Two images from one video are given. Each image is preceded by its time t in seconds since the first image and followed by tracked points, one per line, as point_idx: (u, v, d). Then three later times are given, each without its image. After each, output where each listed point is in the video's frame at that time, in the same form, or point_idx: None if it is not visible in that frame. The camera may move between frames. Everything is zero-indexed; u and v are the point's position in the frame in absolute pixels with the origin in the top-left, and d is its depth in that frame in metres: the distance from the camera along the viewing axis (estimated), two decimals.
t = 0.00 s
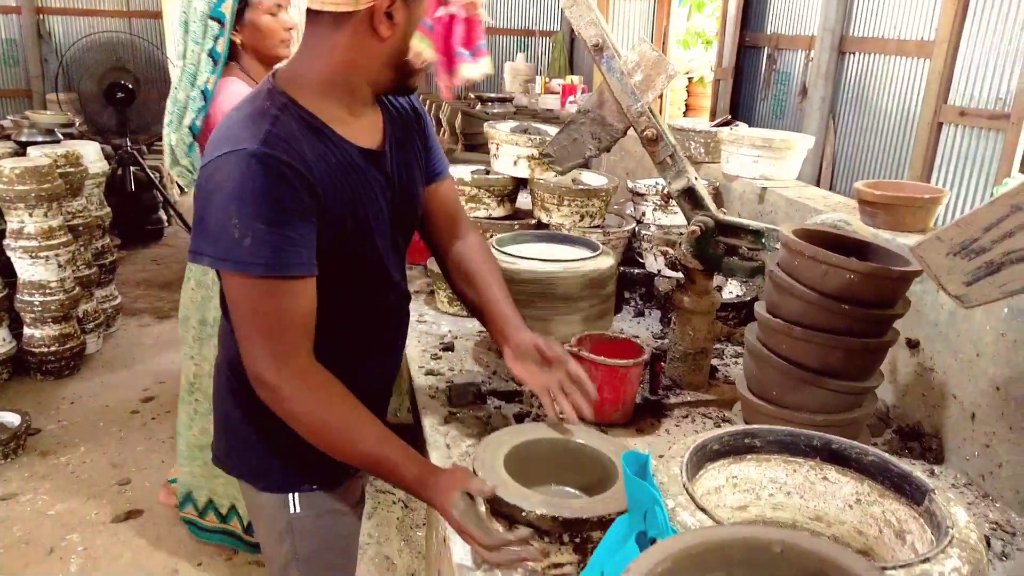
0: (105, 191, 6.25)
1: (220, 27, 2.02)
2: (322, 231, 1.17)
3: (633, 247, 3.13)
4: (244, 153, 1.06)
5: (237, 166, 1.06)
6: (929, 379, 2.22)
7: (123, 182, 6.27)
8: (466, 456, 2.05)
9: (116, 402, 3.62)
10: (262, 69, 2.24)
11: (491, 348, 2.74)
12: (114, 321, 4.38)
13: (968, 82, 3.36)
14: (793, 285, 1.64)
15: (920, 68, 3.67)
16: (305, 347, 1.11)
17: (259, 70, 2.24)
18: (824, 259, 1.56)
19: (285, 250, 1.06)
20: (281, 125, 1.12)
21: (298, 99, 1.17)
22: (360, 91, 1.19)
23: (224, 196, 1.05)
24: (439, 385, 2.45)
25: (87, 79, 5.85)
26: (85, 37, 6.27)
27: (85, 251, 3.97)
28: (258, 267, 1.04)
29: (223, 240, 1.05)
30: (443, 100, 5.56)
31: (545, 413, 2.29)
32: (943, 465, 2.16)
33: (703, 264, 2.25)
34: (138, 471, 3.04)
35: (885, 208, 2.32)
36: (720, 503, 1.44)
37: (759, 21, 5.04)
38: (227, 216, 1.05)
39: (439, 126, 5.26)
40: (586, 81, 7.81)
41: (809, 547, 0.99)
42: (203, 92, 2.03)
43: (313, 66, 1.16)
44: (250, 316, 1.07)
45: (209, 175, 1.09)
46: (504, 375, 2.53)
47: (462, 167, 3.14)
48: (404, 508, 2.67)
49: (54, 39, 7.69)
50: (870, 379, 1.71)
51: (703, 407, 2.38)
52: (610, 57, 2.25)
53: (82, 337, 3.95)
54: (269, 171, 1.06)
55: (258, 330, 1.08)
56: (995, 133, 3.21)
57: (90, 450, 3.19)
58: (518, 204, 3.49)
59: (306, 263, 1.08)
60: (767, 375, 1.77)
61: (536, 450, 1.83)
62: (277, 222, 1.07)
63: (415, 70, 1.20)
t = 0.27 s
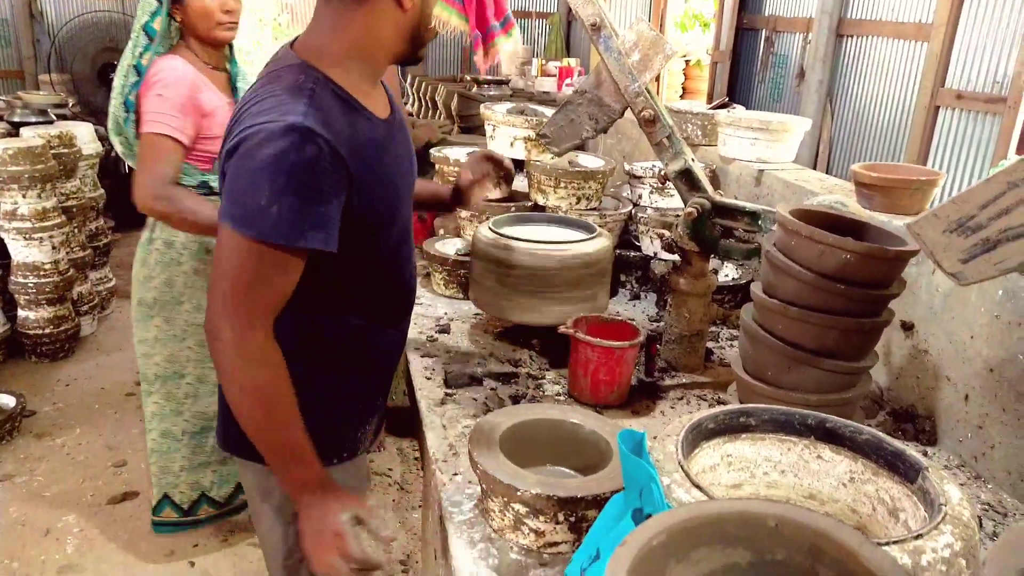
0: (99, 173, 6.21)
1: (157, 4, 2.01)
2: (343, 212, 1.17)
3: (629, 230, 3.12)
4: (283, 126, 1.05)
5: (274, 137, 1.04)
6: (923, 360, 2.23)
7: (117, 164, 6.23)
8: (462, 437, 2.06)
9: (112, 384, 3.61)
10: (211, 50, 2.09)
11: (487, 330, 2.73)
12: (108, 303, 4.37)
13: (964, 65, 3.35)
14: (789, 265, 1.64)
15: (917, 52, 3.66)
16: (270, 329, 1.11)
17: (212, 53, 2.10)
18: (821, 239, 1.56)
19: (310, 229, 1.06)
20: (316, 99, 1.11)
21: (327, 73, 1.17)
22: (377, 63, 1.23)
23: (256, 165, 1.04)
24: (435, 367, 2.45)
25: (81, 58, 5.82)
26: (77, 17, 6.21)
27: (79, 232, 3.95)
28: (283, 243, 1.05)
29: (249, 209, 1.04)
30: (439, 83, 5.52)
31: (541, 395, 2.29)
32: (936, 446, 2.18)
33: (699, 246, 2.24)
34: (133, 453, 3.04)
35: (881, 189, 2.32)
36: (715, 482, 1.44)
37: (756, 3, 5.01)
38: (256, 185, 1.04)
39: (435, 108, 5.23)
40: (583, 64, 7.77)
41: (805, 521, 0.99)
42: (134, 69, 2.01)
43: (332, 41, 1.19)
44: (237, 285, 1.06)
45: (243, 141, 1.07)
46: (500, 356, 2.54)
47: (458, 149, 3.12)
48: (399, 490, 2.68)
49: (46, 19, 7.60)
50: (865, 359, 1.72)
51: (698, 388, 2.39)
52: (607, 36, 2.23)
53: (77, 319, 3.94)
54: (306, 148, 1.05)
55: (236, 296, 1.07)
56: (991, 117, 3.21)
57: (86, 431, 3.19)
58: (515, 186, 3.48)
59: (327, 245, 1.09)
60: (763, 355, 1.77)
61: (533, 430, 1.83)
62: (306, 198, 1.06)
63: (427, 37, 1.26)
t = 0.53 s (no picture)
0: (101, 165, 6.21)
1: None
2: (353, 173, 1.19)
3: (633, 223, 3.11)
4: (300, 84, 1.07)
5: (293, 94, 1.06)
6: (927, 354, 2.22)
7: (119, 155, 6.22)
8: (465, 429, 2.05)
9: (114, 375, 3.62)
10: (174, 39, 2.01)
11: (490, 323, 2.73)
12: (111, 295, 4.38)
13: (970, 59, 3.33)
14: (794, 258, 1.63)
15: (922, 45, 3.64)
16: (286, 276, 1.11)
17: (176, 41, 2.02)
18: (826, 231, 1.55)
19: (330, 180, 1.07)
20: (325, 64, 1.14)
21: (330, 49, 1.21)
22: (370, 44, 1.27)
23: (274, 120, 1.05)
24: (438, 359, 2.45)
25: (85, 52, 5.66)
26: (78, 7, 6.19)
27: (82, 224, 3.95)
28: (301, 192, 1.05)
29: (268, 159, 1.04)
30: (441, 75, 5.50)
31: (544, 387, 2.29)
32: (939, 441, 2.18)
33: (703, 239, 2.24)
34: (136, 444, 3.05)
35: (885, 183, 2.31)
36: (719, 474, 1.44)
37: None
38: (273, 137, 1.05)
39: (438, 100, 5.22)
40: (586, 56, 7.74)
41: (811, 513, 0.99)
42: (90, 52, 1.92)
43: (329, 22, 1.22)
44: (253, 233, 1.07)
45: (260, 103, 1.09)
46: (502, 349, 2.53)
47: (462, 141, 3.11)
48: (402, 482, 2.68)
49: (47, 9, 7.55)
50: (869, 352, 1.71)
51: (701, 382, 2.39)
52: (611, 27, 2.22)
53: (80, 310, 3.95)
54: (323, 104, 1.08)
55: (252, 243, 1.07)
56: (996, 111, 3.20)
57: (89, 423, 3.19)
58: (518, 179, 3.47)
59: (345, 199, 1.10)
60: (767, 348, 1.77)
61: (536, 422, 1.83)
62: (324, 151, 1.07)
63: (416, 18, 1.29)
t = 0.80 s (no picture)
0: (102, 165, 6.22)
1: None
2: (337, 134, 1.29)
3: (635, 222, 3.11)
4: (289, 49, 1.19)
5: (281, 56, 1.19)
6: (931, 352, 2.22)
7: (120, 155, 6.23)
8: (468, 428, 2.05)
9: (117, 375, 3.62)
10: (146, 37, 1.92)
11: (492, 322, 2.73)
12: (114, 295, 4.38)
13: (971, 57, 3.33)
14: (798, 256, 1.63)
15: (923, 43, 3.64)
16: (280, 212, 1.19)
17: (148, 38, 1.93)
18: (828, 229, 1.55)
19: (314, 132, 1.18)
20: (313, 36, 1.27)
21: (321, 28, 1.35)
22: (354, 26, 1.40)
23: (263, 78, 1.17)
24: (441, 358, 2.45)
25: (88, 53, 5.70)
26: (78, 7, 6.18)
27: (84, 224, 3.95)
28: (289, 140, 1.16)
29: (258, 112, 1.15)
30: (442, 74, 5.50)
31: (547, 386, 2.29)
32: (943, 439, 2.17)
33: (706, 238, 2.24)
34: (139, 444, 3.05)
35: (888, 181, 2.31)
36: (723, 473, 1.44)
37: None
38: (263, 94, 1.15)
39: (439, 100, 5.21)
40: (586, 55, 7.73)
41: (817, 512, 0.99)
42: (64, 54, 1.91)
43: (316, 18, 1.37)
44: (248, 178, 1.15)
45: (252, 68, 1.21)
46: (505, 348, 2.53)
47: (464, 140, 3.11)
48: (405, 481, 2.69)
49: (47, 9, 7.55)
50: (874, 351, 1.71)
51: (704, 380, 2.38)
52: (613, 26, 2.22)
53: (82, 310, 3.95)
54: (309, 65, 1.19)
55: (246, 190, 1.16)
56: (998, 109, 3.19)
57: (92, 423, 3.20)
58: (520, 178, 3.47)
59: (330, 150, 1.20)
60: (771, 347, 1.77)
61: (540, 422, 1.83)
62: (310, 106, 1.18)
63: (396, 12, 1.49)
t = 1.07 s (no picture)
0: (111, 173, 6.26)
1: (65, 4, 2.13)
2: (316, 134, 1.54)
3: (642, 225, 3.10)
4: (259, 63, 1.45)
5: (256, 71, 1.44)
6: (942, 354, 2.20)
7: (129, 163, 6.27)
8: (476, 433, 2.05)
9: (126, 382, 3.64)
10: (121, 45, 2.17)
11: (499, 326, 2.73)
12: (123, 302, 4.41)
13: (979, 56, 3.31)
14: (806, 258, 1.62)
15: (930, 42, 3.62)
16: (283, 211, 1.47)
17: (122, 47, 2.18)
18: (836, 230, 1.54)
19: (293, 135, 1.45)
20: (279, 46, 1.51)
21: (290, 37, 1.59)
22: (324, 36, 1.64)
23: (243, 93, 1.43)
24: (448, 363, 2.44)
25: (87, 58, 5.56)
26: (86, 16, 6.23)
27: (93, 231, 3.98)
28: (274, 146, 1.43)
29: (243, 126, 1.42)
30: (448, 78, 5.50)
31: (555, 391, 2.28)
32: (955, 441, 2.15)
33: (714, 241, 2.22)
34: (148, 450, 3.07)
35: (897, 181, 2.29)
36: (734, 478, 1.43)
37: None
38: (242, 108, 1.42)
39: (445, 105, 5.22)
40: (592, 58, 7.73)
41: (828, 517, 0.98)
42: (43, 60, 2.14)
43: (293, 30, 1.64)
44: (237, 181, 1.43)
45: (232, 85, 1.46)
46: (512, 353, 2.53)
47: (470, 145, 3.11)
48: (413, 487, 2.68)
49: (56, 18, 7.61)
50: (884, 353, 1.69)
51: (713, 384, 2.37)
52: (618, 29, 2.21)
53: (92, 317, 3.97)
54: (279, 73, 1.44)
55: (238, 191, 1.43)
56: (1007, 108, 3.17)
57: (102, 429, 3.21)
58: (527, 182, 3.47)
59: (309, 146, 1.47)
60: (780, 349, 1.75)
61: (547, 426, 1.82)
62: (286, 111, 1.44)
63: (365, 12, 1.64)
